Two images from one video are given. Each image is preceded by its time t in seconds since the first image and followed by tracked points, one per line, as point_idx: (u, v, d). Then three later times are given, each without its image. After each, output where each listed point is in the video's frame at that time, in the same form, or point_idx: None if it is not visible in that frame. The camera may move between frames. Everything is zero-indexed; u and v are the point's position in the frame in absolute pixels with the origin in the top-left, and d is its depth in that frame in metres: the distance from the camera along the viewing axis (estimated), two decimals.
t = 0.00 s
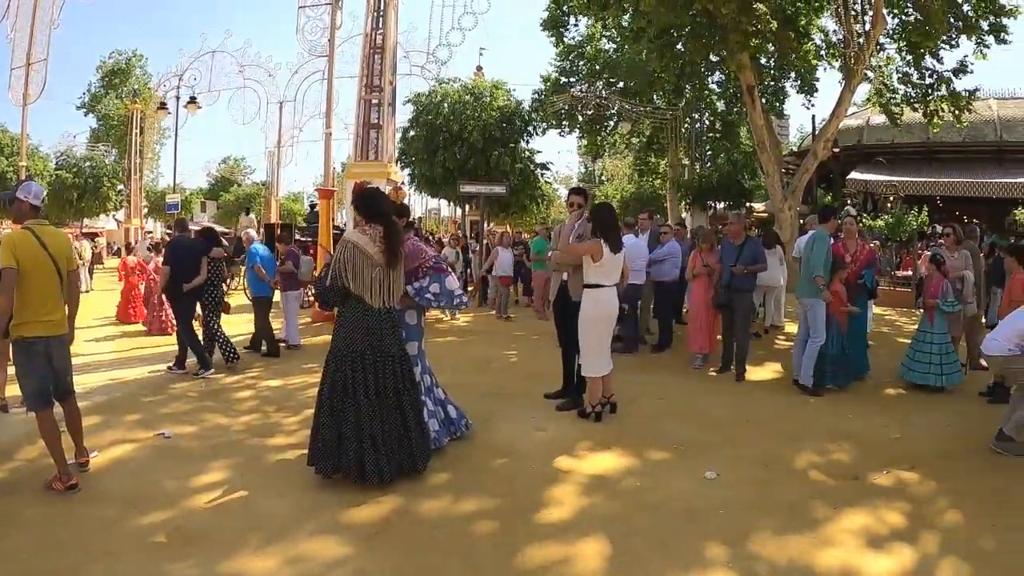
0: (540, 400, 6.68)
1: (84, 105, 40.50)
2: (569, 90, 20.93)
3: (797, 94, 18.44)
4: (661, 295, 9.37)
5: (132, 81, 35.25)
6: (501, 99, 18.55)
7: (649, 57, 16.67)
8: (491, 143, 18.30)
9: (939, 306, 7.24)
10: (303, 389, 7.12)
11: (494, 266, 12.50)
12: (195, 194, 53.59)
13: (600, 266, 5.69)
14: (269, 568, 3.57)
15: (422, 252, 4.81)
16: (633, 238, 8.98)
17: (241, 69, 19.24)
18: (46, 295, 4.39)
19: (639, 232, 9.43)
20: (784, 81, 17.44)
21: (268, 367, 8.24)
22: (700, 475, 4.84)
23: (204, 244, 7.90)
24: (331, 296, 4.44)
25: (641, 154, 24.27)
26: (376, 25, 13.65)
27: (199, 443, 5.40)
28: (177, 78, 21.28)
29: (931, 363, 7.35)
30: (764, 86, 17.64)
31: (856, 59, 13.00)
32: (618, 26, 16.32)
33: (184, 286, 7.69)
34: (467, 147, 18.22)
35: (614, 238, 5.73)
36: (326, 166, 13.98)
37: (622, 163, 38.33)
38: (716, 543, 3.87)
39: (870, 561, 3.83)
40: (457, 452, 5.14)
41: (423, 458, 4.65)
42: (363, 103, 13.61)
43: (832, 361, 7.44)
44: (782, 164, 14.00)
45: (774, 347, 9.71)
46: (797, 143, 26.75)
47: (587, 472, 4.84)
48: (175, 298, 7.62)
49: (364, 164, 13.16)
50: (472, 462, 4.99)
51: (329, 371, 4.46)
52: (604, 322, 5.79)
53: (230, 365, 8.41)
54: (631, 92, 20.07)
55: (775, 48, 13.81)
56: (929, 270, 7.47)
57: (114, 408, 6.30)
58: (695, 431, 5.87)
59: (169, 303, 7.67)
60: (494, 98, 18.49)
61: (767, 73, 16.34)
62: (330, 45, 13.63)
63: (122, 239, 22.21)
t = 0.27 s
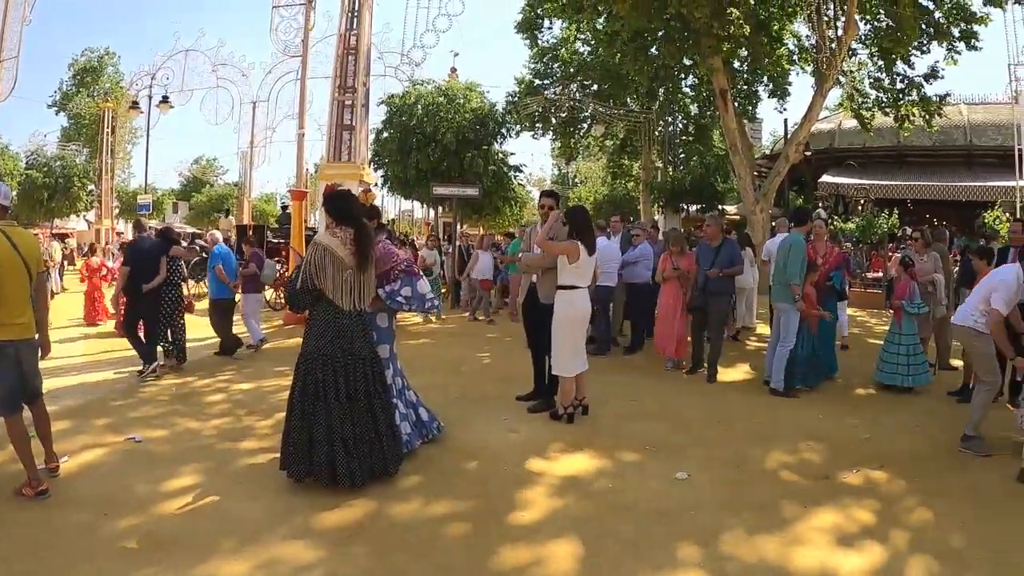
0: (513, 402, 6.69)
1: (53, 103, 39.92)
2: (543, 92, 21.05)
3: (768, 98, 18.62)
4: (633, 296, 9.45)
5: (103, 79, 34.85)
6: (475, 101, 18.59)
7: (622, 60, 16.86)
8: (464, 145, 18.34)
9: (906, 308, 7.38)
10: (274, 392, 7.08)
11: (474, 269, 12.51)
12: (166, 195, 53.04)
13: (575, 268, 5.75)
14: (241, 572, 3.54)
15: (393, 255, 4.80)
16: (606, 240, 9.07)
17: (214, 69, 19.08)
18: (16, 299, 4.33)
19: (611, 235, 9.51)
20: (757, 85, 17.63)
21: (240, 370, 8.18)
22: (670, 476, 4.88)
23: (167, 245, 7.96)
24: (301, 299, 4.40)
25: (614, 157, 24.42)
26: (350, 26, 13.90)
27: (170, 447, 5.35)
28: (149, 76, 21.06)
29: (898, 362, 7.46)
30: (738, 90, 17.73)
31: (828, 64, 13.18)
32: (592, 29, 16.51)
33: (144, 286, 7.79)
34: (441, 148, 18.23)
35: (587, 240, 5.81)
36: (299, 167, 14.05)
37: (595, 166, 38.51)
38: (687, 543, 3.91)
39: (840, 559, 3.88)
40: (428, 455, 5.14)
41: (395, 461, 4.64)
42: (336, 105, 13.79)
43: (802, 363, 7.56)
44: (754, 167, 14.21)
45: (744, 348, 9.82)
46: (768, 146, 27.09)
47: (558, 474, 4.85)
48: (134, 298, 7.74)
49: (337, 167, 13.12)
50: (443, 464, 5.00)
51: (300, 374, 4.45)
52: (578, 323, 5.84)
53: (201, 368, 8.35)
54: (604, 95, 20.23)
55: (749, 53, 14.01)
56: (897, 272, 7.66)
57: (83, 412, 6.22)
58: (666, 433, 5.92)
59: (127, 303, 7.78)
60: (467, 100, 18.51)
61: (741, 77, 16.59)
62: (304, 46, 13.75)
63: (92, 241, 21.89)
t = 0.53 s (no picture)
0: (488, 404, 6.71)
1: (23, 103, 39.36)
2: (518, 94, 21.13)
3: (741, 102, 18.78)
4: (607, 298, 9.50)
5: (75, 78, 34.45)
6: (449, 102, 18.58)
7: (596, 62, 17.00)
8: (438, 146, 18.36)
9: (876, 309, 7.47)
10: (248, 395, 7.04)
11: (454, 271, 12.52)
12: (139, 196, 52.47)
13: (553, 270, 5.80)
14: None
15: (367, 258, 4.78)
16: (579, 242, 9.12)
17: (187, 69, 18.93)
18: None
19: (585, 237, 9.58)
20: (730, 88, 17.80)
21: (213, 373, 8.12)
22: (644, 476, 4.92)
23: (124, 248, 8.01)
24: (274, 302, 4.39)
25: (589, 158, 24.52)
26: (325, 26, 13.96)
27: (143, 452, 5.31)
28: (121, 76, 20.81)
29: (868, 362, 7.58)
30: (710, 92, 17.85)
31: (801, 68, 13.38)
32: (566, 31, 16.62)
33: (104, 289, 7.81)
34: (415, 150, 18.23)
35: (565, 242, 5.87)
36: (273, 168, 14.03)
37: (569, 168, 38.64)
38: (661, 542, 3.94)
39: (812, 556, 3.93)
40: (402, 457, 5.14)
41: (369, 464, 4.62)
42: (311, 106, 13.78)
43: (774, 364, 7.66)
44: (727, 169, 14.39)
45: (718, 349, 9.91)
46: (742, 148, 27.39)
47: (533, 475, 4.87)
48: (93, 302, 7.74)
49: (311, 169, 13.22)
50: (418, 466, 5.00)
51: (273, 377, 4.44)
52: (555, 324, 5.88)
53: (174, 372, 8.26)
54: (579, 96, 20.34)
55: (722, 55, 14.22)
56: (867, 273, 7.76)
57: (54, 417, 6.15)
58: (640, 433, 5.96)
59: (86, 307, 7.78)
60: (442, 101, 18.50)
61: (714, 80, 16.92)
62: (278, 46, 13.76)
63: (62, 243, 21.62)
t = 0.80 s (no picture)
0: (472, 406, 6.70)
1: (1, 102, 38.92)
2: (500, 96, 21.18)
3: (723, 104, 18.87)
4: (589, 299, 9.55)
5: (55, 77, 34.15)
6: (432, 104, 18.57)
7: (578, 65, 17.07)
8: (421, 147, 18.37)
9: (854, 309, 7.60)
10: (231, 397, 7.00)
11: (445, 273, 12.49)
12: (118, 197, 52.03)
13: (541, 272, 5.85)
14: None
15: (351, 260, 4.78)
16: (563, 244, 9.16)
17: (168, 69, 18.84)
18: None
19: (568, 239, 9.62)
20: (712, 91, 17.90)
21: (195, 376, 8.06)
22: (628, 477, 4.94)
23: (86, 251, 8.02)
24: (257, 303, 4.37)
25: (571, 160, 24.58)
26: (308, 27, 13.97)
27: (126, 456, 5.27)
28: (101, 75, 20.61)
29: (847, 362, 7.65)
30: (692, 95, 17.96)
31: (783, 71, 13.50)
32: (550, 33, 16.70)
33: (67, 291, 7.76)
34: (397, 151, 18.20)
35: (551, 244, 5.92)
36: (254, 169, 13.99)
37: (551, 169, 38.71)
38: (645, 543, 3.96)
39: (794, 555, 3.96)
40: (386, 460, 5.13)
41: (353, 467, 4.62)
42: (293, 107, 13.77)
43: (755, 365, 7.73)
44: (708, 171, 14.50)
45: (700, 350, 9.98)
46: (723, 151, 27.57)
47: (516, 477, 4.88)
48: (57, 304, 7.72)
49: (292, 168, 13.26)
50: (402, 468, 5.00)
51: (256, 382, 4.42)
52: (541, 325, 5.91)
53: (155, 375, 8.21)
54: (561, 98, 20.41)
55: (704, 58, 14.33)
56: (846, 274, 7.84)
57: (35, 421, 6.09)
58: (622, 434, 5.98)
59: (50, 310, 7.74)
60: (425, 102, 18.47)
61: (697, 82, 17.02)
62: (260, 47, 13.75)
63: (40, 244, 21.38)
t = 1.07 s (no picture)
0: (456, 407, 6.69)
1: None
2: (484, 97, 21.18)
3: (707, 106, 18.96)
4: (573, 300, 9.57)
5: (36, 77, 33.80)
6: (416, 105, 18.54)
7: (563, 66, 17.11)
8: (405, 149, 18.33)
9: (836, 310, 7.61)
10: (214, 399, 6.96)
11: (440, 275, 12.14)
12: (100, 198, 51.55)
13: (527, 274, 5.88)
14: None
15: (335, 261, 4.76)
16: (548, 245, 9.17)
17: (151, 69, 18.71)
18: None
19: (552, 240, 9.65)
20: (696, 93, 17.99)
21: (178, 379, 8.00)
22: (613, 478, 4.95)
23: (55, 251, 8.00)
24: (240, 304, 4.35)
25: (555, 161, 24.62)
26: (292, 28, 13.92)
27: (109, 459, 5.23)
28: (84, 74, 20.44)
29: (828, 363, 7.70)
30: (677, 97, 18.04)
31: (766, 74, 13.57)
32: (535, 35, 16.73)
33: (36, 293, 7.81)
34: (381, 152, 18.16)
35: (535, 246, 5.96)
36: (238, 170, 13.93)
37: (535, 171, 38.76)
38: (630, 543, 3.97)
39: (777, 554, 3.99)
40: (371, 462, 5.11)
41: (337, 469, 4.60)
42: (277, 107, 13.72)
43: (738, 366, 7.79)
44: (692, 173, 14.56)
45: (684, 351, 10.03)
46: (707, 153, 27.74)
47: (501, 478, 4.88)
48: (24, 306, 7.77)
49: (277, 169, 13.31)
50: (387, 470, 4.98)
51: (239, 385, 4.40)
52: (526, 326, 5.93)
53: (138, 377, 8.14)
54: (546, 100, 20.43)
55: (688, 60, 14.40)
56: (828, 276, 7.89)
57: (15, 424, 6.03)
58: (607, 435, 6.00)
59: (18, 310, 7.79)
60: (409, 104, 18.45)
61: (681, 85, 17.03)
62: (243, 47, 13.70)
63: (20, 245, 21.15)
